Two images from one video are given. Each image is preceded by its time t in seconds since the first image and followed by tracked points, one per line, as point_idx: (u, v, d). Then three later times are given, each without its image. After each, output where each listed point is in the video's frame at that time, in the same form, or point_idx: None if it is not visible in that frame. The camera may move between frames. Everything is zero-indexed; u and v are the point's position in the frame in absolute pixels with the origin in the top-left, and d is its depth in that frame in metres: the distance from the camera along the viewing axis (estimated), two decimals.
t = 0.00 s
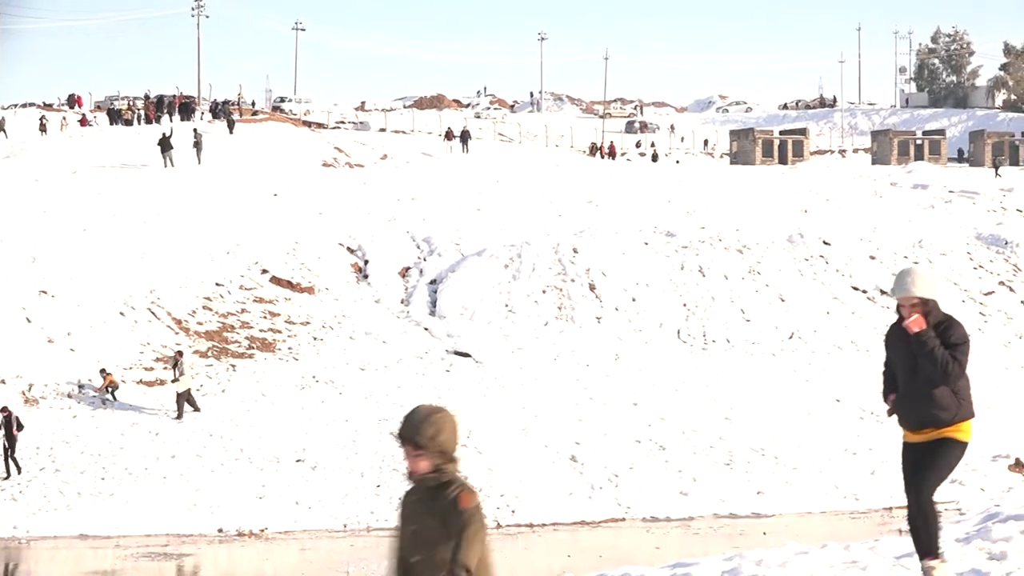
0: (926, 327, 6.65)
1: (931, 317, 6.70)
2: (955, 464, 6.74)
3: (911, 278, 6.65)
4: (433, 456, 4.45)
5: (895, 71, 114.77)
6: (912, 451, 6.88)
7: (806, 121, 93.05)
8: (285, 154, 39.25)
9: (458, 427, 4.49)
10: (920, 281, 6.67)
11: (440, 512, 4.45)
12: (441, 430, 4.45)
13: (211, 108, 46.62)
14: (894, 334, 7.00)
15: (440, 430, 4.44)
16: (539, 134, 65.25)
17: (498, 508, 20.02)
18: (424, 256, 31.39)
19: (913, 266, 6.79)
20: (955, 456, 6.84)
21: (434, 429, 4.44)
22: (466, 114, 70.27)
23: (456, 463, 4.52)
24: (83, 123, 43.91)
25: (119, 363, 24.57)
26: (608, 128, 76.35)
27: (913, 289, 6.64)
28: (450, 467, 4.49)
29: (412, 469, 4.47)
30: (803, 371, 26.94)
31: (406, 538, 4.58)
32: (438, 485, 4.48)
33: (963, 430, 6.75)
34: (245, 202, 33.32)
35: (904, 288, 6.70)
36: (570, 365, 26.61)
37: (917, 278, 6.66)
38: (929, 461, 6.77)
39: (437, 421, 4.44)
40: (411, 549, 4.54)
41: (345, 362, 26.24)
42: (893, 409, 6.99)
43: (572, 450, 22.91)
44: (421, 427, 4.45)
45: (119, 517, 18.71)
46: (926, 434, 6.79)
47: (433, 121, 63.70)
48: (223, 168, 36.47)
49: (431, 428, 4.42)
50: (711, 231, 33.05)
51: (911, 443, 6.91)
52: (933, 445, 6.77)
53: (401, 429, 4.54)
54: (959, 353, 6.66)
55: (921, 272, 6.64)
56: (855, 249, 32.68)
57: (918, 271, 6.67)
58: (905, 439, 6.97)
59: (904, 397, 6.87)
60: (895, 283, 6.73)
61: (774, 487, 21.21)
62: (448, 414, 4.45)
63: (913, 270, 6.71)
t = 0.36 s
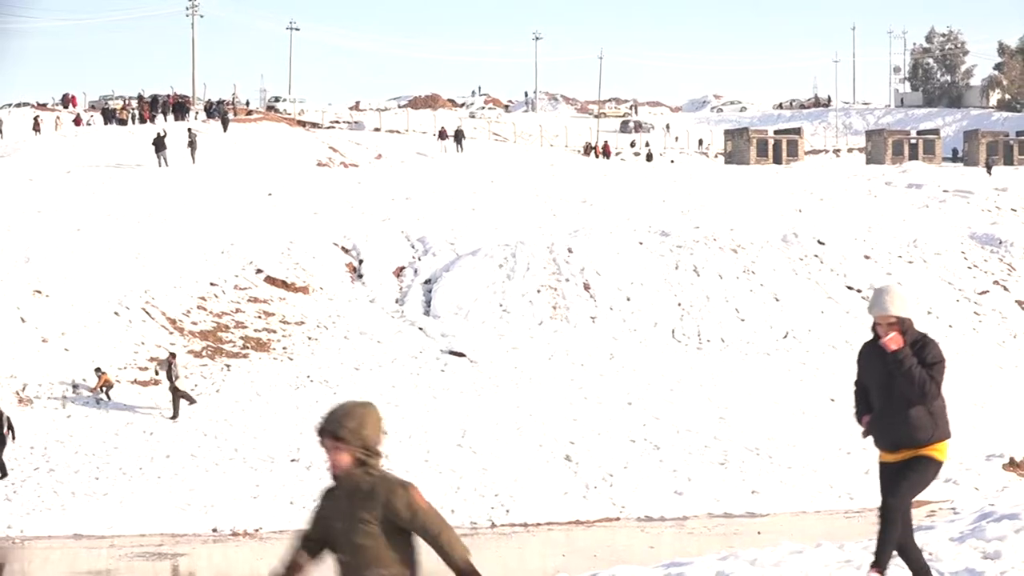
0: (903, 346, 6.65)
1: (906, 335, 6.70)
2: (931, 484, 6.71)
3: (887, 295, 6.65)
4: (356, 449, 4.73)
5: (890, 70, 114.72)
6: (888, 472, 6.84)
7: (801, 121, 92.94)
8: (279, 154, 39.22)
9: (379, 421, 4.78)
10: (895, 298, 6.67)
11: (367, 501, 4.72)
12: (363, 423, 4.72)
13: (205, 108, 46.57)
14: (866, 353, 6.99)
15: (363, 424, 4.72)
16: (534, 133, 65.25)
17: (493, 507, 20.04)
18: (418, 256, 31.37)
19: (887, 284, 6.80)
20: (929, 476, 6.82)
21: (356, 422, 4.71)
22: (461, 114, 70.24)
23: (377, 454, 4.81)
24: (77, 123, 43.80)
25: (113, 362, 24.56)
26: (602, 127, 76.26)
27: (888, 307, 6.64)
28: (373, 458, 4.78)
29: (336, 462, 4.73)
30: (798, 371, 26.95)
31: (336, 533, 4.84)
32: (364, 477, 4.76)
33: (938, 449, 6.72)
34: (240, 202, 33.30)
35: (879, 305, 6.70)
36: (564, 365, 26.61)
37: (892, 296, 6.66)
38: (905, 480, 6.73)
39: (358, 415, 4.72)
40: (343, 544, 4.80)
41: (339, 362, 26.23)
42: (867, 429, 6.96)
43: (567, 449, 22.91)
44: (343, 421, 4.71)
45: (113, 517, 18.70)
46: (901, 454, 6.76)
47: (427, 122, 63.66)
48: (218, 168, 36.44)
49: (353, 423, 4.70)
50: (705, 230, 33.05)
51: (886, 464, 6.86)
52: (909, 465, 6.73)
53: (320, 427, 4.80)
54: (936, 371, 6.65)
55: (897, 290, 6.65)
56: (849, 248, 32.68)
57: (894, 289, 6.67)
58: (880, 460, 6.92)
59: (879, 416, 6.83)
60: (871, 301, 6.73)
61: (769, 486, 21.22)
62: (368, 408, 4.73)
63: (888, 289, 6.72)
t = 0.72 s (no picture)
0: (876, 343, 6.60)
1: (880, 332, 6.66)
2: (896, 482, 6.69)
3: (862, 290, 6.62)
4: (278, 436, 4.57)
5: (884, 69, 114.80)
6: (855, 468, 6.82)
7: (796, 119, 92.96)
8: (273, 153, 39.22)
9: (302, 408, 4.62)
10: (870, 293, 6.64)
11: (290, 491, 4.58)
12: (287, 410, 4.56)
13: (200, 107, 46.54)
14: (840, 347, 6.96)
15: (286, 411, 4.56)
16: (528, 132, 65.24)
17: (488, 506, 20.04)
18: (413, 255, 31.36)
19: (864, 279, 6.77)
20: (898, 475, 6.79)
21: (279, 409, 4.54)
22: (455, 113, 70.25)
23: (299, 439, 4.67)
24: (71, 122, 43.75)
25: (108, 361, 24.56)
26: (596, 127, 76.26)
27: (863, 302, 6.61)
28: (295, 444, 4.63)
29: (257, 450, 4.58)
30: (792, 370, 26.96)
31: (258, 523, 4.69)
32: (287, 465, 4.62)
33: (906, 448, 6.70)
34: (234, 201, 33.28)
35: (854, 300, 6.67)
36: (559, 364, 26.62)
37: (867, 291, 6.63)
38: (871, 477, 6.71)
39: (282, 402, 4.55)
40: (266, 535, 4.66)
41: (334, 361, 26.23)
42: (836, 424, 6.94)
43: (562, 449, 22.92)
44: (265, 407, 4.54)
45: (107, 517, 18.66)
46: (867, 451, 6.74)
47: (422, 121, 63.64)
48: (212, 167, 36.43)
49: (277, 409, 4.53)
50: (700, 230, 33.06)
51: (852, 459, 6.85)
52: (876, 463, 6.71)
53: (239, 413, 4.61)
54: (908, 370, 6.61)
55: (872, 286, 6.62)
56: (843, 248, 32.68)
57: (869, 285, 6.64)
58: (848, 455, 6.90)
59: (847, 412, 6.81)
60: (847, 295, 6.70)
61: (763, 485, 21.24)
62: (290, 393, 4.57)
63: (864, 284, 6.69)
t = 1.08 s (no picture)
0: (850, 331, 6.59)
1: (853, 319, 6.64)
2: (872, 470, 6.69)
3: (833, 277, 6.62)
4: (185, 463, 4.54)
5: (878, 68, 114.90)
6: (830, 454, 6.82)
7: (790, 118, 92.94)
8: (266, 152, 39.20)
9: (210, 434, 4.58)
10: (841, 281, 6.63)
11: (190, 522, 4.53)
12: (195, 437, 4.53)
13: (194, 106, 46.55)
14: (813, 335, 6.95)
15: (193, 438, 4.53)
16: (522, 131, 65.27)
17: (481, 505, 20.04)
18: (406, 254, 31.37)
19: (836, 266, 6.76)
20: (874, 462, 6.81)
21: (186, 435, 4.51)
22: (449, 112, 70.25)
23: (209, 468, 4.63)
24: (65, 121, 43.72)
25: (101, 360, 24.55)
26: (590, 125, 76.30)
27: (836, 290, 6.60)
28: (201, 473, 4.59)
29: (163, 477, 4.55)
30: (786, 369, 26.97)
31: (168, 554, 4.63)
32: (193, 495, 4.57)
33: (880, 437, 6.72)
34: (228, 200, 33.26)
35: (826, 287, 6.67)
36: (552, 363, 26.61)
37: (839, 279, 6.63)
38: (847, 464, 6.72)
39: (189, 428, 4.52)
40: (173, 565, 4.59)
41: (328, 360, 26.23)
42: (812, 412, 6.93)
43: (555, 448, 22.92)
44: (172, 433, 4.52)
45: (100, 517, 18.63)
46: (843, 437, 6.74)
47: (416, 120, 63.63)
48: (206, 166, 36.41)
49: (183, 435, 4.51)
50: (693, 228, 33.06)
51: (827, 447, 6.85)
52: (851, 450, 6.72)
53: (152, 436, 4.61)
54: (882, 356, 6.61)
55: (844, 273, 6.60)
56: (837, 247, 32.67)
57: (841, 272, 6.63)
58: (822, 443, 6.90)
59: (823, 399, 6.80)
60: (819, 282, 6.69)
61: (756, 483, 21.25)
62: (198, 420, 4.53)
63: (836, 271, 6.68)
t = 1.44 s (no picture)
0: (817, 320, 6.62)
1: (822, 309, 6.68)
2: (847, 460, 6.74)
3: (800, 268, 6.68)
4: (65, 480, 4.50)
5: (870, 66, 115.04)
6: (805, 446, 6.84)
7: (782, 117, 93.13)
8: (258, 151, 39.19)
9: (90, 450, 4.50)
10: (809, 271, 6.68)
11: (75, 533, 4.55)
12: (71, 454, 4.44)
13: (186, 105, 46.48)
14: (783, 327, 6.99)
15: (69, 455, 4.45)
16: (514, 129, 65.26)
17: (474, 504, 20.04)
18: (399, 253, 31.37)
19: (803, 257, 6.81)
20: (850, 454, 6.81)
21: (61, 452, 4.43)
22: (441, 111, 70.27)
23: (91, 481, 4.58)
24: (57, 120, 43.66)
25: (94, 360, 24.52)
26: (583, 125, 76.32)
27: (804, 280, 6.65)
28: (81, 488, 4.53)
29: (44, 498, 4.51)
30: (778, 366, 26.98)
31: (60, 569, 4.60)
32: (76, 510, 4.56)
33: (855, 426, 6.76)
34: (218, 199, 33.17)
35: (794, 278, 6.72)
36: (545, 362, 26.60)
37: (807, 269, 6.68)
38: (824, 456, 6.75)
39: (65, 447, 4.43)
40: None
41: (320, 359, 26.21)
42: (785, 404, 6.95)
43: (548, 446, 22.93)
44: (48, 451, 4.45)
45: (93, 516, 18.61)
46: (818, 429, 6.78)
47: (408, 119, 63.58)
48: (198, 165, 36.39)
49: (57, 453, 4.43)
50: (686, 227, 33.08)
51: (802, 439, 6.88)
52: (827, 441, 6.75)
53: (32, 448, 4.55)
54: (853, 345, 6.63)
55: (811, 263, 6.65)
56: (830, 245, 32.64)
57: (808, 262, 6.67)
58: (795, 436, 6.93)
59: (795, 392, 6.83)
60: (786, 273, 6.74)
61: (748, 482, 21.26)
62: (74, 435, 4.45)
63: (804, 262, 6.72)
